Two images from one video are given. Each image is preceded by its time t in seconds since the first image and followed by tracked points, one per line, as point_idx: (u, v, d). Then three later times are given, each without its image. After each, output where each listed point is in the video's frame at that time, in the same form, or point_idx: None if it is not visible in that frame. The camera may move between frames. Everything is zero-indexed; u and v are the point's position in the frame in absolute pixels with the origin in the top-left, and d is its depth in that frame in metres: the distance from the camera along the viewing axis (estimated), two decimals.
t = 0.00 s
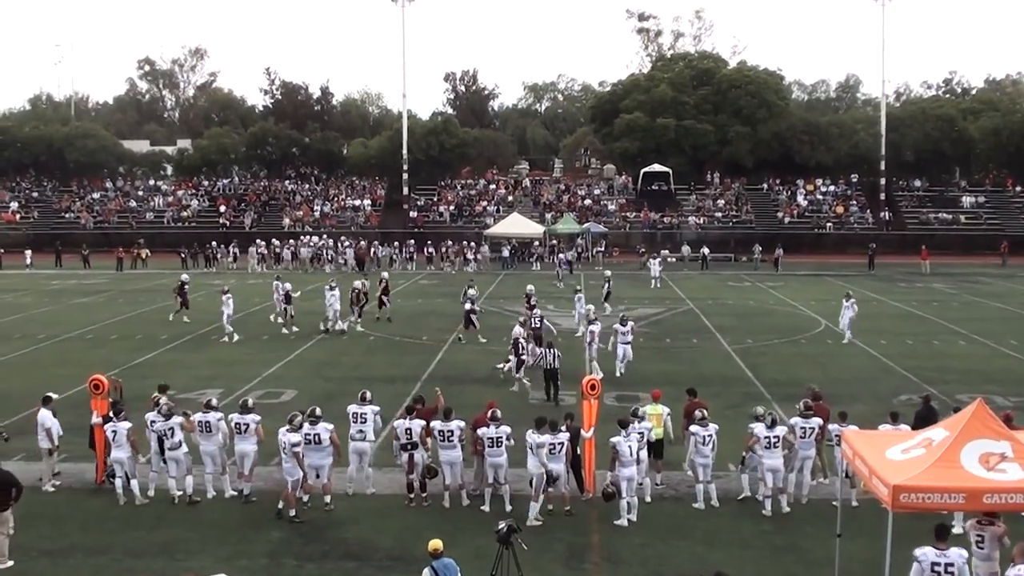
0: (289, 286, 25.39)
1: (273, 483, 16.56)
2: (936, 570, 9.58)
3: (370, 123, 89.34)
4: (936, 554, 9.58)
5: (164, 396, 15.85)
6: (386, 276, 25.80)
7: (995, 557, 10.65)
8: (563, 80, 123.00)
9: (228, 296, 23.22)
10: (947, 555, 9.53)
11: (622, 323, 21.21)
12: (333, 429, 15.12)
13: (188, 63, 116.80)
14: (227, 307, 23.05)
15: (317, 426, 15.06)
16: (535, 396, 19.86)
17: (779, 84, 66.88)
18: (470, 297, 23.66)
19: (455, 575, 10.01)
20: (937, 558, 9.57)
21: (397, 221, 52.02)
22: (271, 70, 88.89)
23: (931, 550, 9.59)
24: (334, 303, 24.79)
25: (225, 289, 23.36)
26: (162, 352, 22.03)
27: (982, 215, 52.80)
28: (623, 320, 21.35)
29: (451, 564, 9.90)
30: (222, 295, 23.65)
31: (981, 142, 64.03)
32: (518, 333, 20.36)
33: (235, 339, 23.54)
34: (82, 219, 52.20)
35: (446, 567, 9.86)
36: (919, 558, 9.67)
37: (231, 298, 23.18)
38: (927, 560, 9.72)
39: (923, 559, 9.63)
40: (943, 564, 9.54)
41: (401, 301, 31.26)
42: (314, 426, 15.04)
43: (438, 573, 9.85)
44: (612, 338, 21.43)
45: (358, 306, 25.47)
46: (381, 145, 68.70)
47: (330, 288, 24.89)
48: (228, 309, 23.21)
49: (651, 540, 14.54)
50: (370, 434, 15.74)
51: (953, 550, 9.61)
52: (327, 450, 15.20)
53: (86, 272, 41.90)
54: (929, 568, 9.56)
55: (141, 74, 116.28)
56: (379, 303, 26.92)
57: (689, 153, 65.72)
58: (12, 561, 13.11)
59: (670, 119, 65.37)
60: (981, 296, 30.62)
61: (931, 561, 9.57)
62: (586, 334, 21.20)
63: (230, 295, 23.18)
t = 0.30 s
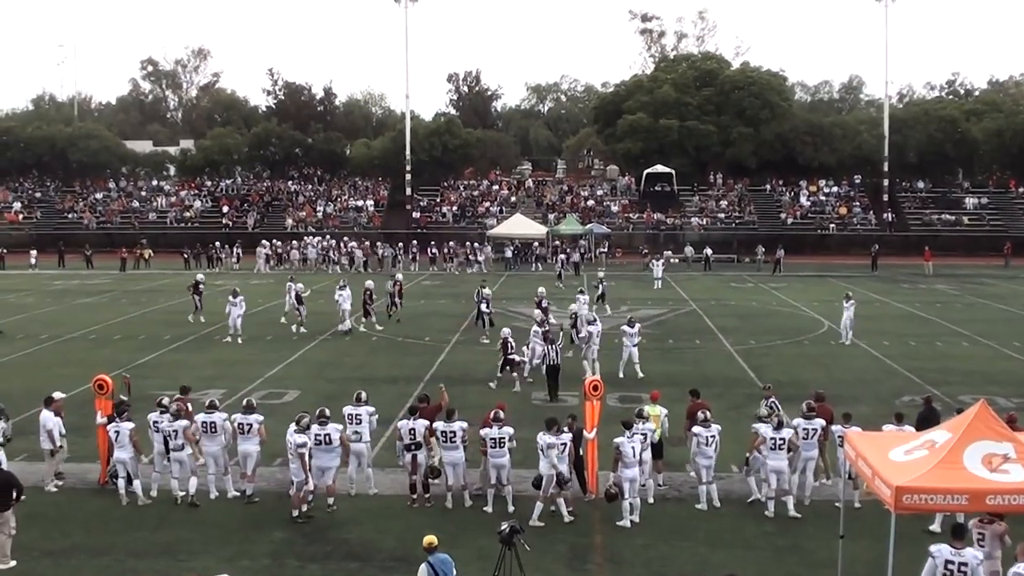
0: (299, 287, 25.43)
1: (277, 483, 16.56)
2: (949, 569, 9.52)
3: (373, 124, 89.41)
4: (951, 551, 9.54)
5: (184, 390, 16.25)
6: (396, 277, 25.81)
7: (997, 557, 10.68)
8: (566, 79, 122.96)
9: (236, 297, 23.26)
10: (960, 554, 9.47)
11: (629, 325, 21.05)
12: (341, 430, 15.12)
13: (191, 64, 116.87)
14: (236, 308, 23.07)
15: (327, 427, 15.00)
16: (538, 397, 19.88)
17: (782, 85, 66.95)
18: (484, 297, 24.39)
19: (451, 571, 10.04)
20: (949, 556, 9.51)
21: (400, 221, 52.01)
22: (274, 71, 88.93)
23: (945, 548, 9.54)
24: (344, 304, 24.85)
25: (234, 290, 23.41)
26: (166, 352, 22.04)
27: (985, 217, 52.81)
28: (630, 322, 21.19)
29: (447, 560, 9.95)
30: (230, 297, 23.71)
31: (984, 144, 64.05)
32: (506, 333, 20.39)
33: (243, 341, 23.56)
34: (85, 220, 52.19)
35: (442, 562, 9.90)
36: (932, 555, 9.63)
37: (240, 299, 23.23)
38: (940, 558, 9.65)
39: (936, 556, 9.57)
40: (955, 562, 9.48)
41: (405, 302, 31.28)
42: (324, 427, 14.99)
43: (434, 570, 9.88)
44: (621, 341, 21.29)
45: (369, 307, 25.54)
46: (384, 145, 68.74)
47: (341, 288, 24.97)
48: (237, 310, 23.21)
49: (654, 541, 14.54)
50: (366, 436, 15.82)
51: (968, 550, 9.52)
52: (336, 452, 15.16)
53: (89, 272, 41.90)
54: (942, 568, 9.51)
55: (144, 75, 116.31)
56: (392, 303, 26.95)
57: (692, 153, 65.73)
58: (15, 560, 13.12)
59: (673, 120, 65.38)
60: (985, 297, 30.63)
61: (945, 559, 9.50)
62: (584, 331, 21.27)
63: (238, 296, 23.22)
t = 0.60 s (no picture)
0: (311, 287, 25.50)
1: (280, 484, 16.56)
2: (956, 567, 9.54)
3: (375, 124, 89.44)
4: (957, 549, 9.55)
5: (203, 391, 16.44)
6: (410, 278, 25.80)
7: (997, 555, 10.69)
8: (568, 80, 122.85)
9: (245, 299, 23.21)
10: (968, 554, 9.49)
11: (639, 327, 20.95)
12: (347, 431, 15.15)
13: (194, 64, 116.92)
14: (246, 309, 23.04)
15: (334, 427, 15.08)
16: (540, 398, 19.87)
17: (784, 86, 66.98)
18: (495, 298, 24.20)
19: (452, 567, 10.09)
20: (957, 554, 9.53)
21: (402, 222, 52.04)
22: (276, 72, 88.93)
23: (954, 546, 9.56)
24: (354, 306, 24.84)
25: (242, 293, 23.40)
26: (168, 353, 22.02)
27: (987, 218, 52.81)
28: (640, 324, 21.10)
29: (446, 557, 10.01)
30: (239, 299, 23.69)
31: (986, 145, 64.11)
32: (495, 330, 20.37)
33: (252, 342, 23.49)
34: (87, 220, 52.23)
35: (441, 559, 9.96)
36: (940, 553, 9.65)
37: (249, 302, 23.20)
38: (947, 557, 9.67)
39: (944, 555, 9.59)
40: (961, 561, 9.50)
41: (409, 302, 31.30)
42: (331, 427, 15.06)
43: (435, 568, 9.91)
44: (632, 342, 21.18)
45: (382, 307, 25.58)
46: (386, 146, 68.78)
47: (352, 290, 25.00)
48: (246, 311, 23.17)
49: (657, 541, 14.55)
50: (365, 437, 15.91)
51: (975, 549, 9.56)
52: (342, 453, 15.17)
53: (91, 273, 41.86)
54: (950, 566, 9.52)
55: (147, 75, 116.30)
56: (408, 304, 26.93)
57: (694, 154, 65.73)
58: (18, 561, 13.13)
59: (675, 121, 65.35)
60: (988, 298, 30.62)
61: (953, 557, 9.51)
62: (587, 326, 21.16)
63: (246, 299, 23.18)
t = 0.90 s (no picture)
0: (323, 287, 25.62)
1: (284, 483, 16.65)
2: (947, 564, 9.58)
3: (376, 125, 89.46)
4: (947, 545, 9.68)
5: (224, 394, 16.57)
6: (422, 281, 25.79)
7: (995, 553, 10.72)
8: (570, 81, 122.81)
9: (256, 301, 23.17)
10: (958, 551, 9.54)
11: (648, 330, 20.86)
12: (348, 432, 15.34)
13: (195, 66, 117.05)
14: (256, 310, 23.00)
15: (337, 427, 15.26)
16: (541, 398, 19.89)
17: (785, 87, 67.03)
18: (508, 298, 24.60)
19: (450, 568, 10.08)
20: (947, 552, 9.59)
21: (404, 223, 52.02)
22: (277, 73, 88.96)
23: (942, 545, 9.65)
24: (361, 307, 24.83)
25: (253, 296, 23.40)
26: (170, 355, 22.01)
27: (988, 219, 52.80)
28: (649, 327, 21.00)
29: (443, 557, 9.98)
30: (250, 302, 23.67)
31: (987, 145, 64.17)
32: (486, 331, 20.51)
33: (262, 344, 23.43)
34: (88, 221, 52.23)
35: (437, 559, 9.92)
36: (932, 550, 9.74)
37: (259, 306, 23.17)
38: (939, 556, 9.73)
39: (933, 553, 9.66)
40: (951, 558, 9.56)
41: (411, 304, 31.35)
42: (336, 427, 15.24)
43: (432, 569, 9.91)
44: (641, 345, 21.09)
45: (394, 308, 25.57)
46: (387, 147, 68.85)
47: (359, 290, 25.02)
48: (256, 313, 23.14)
49: (658, 542, 14.56)
50: (365, 438, 15.99)
51: (966, 546, 9.60)
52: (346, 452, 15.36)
53: (92, 274, 41.86)
54: (940, 564, 9.56)
55: (148, 76, 116.39)
56: (421, 305, 26.88)
57: (695, 155, 65.76)
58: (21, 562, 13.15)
59: (677, 122, 65.35)
60: (989, 298, 30.64)
61: (943, 555, 9.59)
62: (582, 329, 20.94)
63: (257, 302, 23.17)
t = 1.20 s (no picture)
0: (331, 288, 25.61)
1: (286, 483, 16.67)
2: (926, 556, 10.02)
3: (376, 125, 89.37)
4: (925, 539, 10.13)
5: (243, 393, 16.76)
6: (432, 281, 25.74)
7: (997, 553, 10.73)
8: (570, 81, 122.81)
9: (263, 300, 23.04)
10: (939, 543, 9.97)
11: (654, 331, 20.77)
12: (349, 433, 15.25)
13: (195, 66, 117.13)
14: (264, 314, 22.86)
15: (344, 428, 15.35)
16: (541, 398, 19.87)
17: (785, 87, 67.06)
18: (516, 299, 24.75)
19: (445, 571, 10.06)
20: (927, 544, 10.02)
21: (404, 223, 51.99)
22: (277, 73, 88.99)
23: (922, 539, 10.08)
24: (364, 307, 24.84)
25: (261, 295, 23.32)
26: (170, 355, 21.97)
27: (987, 219, 52.85)
28: (655, 328, 20.91)
29: (439, 558, 9.97)
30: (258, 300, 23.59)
31: (986, 145, 64.30)
32: (478, 327, 20.61)
33: (270, 343, 23.27)
34: (88, 222, 52.19)
35: (433, 560, 9.92)
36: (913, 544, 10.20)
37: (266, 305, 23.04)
38: (919, 549, 10.17)
39: (913, 546, 10.08)
40: (932, 551, 9.98)
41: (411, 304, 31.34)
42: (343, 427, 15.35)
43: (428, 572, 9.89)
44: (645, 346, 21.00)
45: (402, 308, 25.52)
46: (387, 147, 68.88)
47: (359, 290, 25.02)
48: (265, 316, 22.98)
49: (658, 542, 14.57)
50: (364, 439, 15.97)
51: (944, 540, 10.02)
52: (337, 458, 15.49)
53: (92, 275, 41.83)
54: (920, 555, 10.01)
55: (148, 76, 116.42)
56: (429, 305, 26.81)
57: (695, 155, 65.78)
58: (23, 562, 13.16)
59: (677, 122, 65.39)
60: (989, 298, 30.67)
61: (922, 546, 10.03)
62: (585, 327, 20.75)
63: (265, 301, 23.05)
